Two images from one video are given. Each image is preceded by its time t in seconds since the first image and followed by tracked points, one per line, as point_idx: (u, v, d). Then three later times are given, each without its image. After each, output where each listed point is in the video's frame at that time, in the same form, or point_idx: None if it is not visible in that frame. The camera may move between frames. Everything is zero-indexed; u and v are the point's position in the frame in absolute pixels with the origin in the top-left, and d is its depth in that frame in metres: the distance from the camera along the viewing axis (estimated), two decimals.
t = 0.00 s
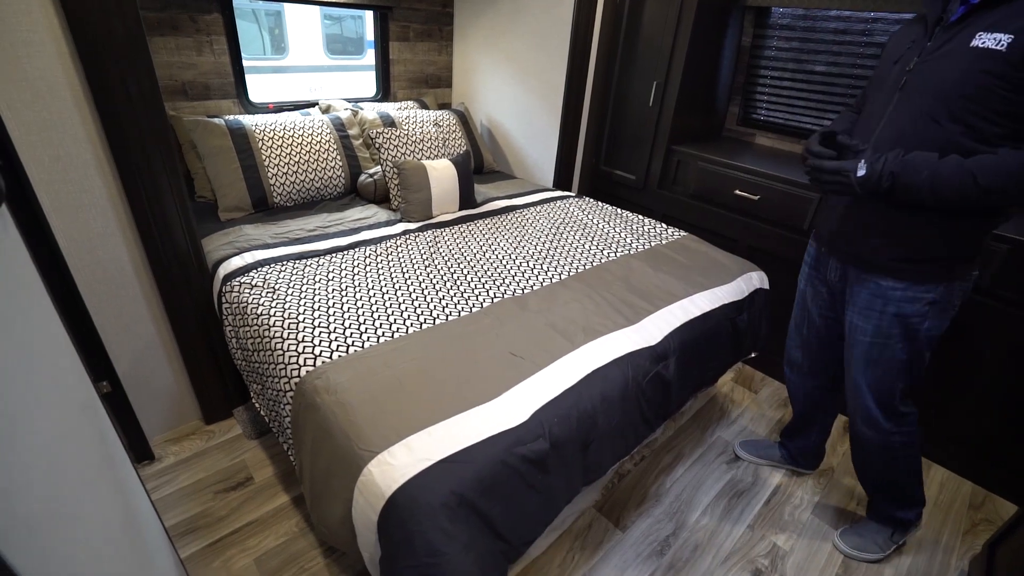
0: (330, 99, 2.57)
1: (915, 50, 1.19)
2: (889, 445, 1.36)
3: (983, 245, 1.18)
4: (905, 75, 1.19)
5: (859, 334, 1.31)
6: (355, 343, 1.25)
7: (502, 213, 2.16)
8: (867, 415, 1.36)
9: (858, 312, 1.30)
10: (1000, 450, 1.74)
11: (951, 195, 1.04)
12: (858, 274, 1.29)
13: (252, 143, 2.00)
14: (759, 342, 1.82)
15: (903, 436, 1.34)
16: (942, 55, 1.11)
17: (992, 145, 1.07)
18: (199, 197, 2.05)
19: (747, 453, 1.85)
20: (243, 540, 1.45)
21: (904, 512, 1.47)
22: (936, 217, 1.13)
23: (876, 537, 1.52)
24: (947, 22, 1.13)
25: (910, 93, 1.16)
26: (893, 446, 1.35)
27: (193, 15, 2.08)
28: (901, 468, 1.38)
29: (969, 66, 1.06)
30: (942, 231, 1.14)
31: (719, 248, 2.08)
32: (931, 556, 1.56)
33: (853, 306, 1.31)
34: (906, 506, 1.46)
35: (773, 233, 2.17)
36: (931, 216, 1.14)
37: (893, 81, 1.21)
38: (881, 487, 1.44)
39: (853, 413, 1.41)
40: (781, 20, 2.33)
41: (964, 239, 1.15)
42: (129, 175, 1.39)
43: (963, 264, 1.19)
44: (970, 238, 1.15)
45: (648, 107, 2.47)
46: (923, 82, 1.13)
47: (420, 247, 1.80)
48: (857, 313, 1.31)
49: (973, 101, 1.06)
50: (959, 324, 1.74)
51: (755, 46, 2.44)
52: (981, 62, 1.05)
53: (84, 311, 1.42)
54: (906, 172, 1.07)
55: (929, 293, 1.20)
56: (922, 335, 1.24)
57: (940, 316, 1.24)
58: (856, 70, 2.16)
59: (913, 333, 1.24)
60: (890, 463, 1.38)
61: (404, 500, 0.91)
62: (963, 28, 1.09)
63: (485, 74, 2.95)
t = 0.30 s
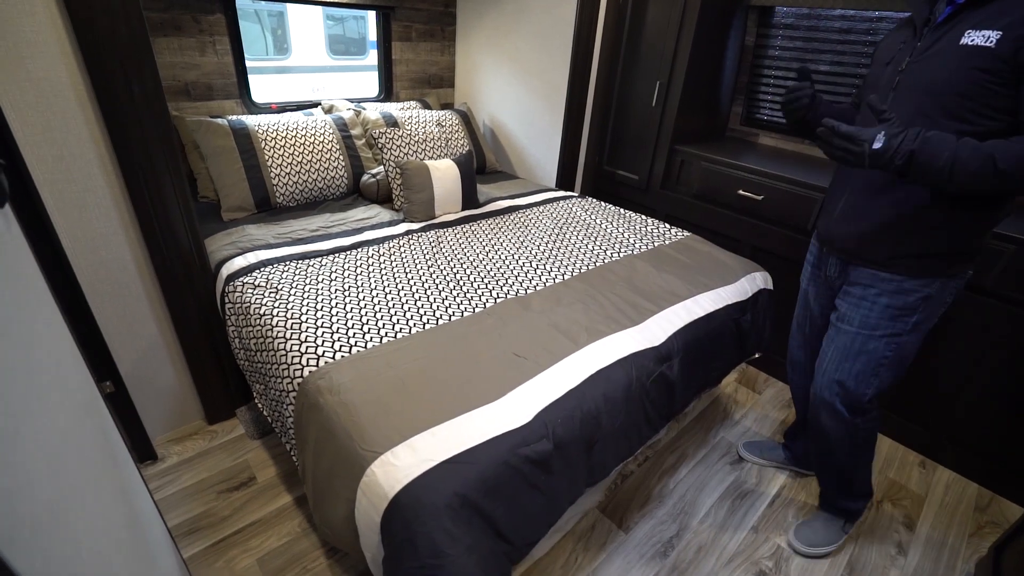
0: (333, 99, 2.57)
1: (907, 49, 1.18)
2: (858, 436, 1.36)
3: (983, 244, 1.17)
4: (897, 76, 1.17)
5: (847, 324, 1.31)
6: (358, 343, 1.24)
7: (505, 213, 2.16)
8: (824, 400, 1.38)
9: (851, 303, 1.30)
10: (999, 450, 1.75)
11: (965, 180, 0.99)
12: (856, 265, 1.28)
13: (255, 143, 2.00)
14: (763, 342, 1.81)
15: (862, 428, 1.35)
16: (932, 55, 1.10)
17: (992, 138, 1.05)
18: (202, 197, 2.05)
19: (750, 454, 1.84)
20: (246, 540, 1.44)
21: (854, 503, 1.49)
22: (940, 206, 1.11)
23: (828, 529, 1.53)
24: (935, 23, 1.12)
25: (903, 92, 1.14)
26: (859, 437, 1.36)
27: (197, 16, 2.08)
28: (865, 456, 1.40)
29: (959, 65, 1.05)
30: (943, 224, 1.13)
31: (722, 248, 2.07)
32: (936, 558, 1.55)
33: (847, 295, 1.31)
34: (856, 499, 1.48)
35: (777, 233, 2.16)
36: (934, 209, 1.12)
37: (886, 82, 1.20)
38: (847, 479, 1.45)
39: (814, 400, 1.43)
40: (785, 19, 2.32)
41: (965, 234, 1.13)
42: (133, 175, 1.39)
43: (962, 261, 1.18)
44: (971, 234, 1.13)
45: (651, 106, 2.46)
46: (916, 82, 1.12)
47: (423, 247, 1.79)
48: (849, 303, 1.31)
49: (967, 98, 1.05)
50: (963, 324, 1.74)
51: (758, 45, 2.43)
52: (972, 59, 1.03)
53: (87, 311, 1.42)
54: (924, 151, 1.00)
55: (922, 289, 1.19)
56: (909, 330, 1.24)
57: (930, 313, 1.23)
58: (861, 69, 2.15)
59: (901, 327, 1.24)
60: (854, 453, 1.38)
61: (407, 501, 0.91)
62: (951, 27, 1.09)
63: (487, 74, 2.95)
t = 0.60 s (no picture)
0: (335, 100, 2.57)
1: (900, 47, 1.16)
2: (829, 441, 1.33)
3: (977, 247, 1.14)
4: (889, 76, 1.16)
5: (836, 324, 1.27)
6: (360, 343, 1.25)
7: (507, 213, 2.16)
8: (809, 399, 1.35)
9: (839, 302, 1.26)
10: (999, 450, 1.75)
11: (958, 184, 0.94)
12: (847, 265, 1.25)
13: (257, 143, 2.00)
14: (764, 342, 1.80)
15: (834, 432, 1.32)
16: (919, 55, 1.08)
17: (979, 141, 1.04)
18: (205, 197, 2.06)
19: (752, 454, 1.84)
20: (247, 540, 1.45)
21: (781, 516, 1.45)
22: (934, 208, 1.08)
23: (738, 532, 1.51)
24: (927, 22, 1.10)
25: (892, 93, 1.13)
26: (832, 443, 1.33)
27: (199, 16, 2.09)
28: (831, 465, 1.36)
29: (944, 65, 1.03)
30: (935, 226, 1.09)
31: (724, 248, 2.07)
32: (939, 560, 1.54)
33: (837, 294, 1.27)
34: (784, 510, 1.44)
35: (779, 233, 2.15)
36: (927, 211, 1.09)
37: (877, 83, 1.19)
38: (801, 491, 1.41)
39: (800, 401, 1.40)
40: (787, 19, 2.31)
41: (957, 238, 1.10)
42: (135, 175, 1.39)
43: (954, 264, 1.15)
44: (964, 237, 1.10)
45: (653, 106, 2.46)
46: (903, 83, 1.10)
47: (424, 247, 1.80)
48: (839, 304, 1.27)
49: (952, 100, 1.03)
50: (964, 324, 1.73)
51: (760, 45, 2.43)
52: (956, 60, 1.01)
53: (90, 310, 1.42)
54: (917, 157, 0.95)
55: (911, 291, 1.16)
56: (896, 333, 1.20)
57: (919, 316, 1.19)
58: (863, 68, 2.14)
59: (890, 330, 1.20)
60: (822, 460, 1.35)
61: (408, 501, 0.91)
62: (941, 26, 1.07)
63: (489, 74, 2.95)
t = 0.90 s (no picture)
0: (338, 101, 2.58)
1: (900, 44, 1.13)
2: (801, 443, 1.33)
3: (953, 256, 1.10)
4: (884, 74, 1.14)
5: (808, 326, 1.27)
6: (362, 343, 1.25)
7: (509, 214, 2.16)
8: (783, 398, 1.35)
9: (813, 305, 1.26)
10: (999, 450, 1.74)
11: (924, 178, 0.92)
12: (824, 265, 1.24)
13: (260, 144, 2.01)
14: (767, 343, 1.80)
15: (804, 435, 1.32)
16: (912, 54, 1.05)
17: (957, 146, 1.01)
18: (208, 198, 2.06)
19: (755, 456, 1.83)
20: (250, 540, 1.45)
21: (771, 516, 1.47)
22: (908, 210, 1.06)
23: (729, 527, 1.54)
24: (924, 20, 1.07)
25: (881, 92, 1.11)
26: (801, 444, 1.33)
27: (203, 18, 2.10)
28: (809, 468, 1.36)
29: (929, 66, 1.01)
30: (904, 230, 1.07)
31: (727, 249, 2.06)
32: (943, 563, 1.54)
33: (812, 296, 1.27)
34: (773, 510, 1.46)
35: (781, 234, 2.15)
36: (899, 215, 1.07)
37: (873, 81, 1.16)
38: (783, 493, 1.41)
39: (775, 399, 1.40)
40: (790, 19, 2.31)
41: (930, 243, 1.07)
42: (139, 176, 1.40)
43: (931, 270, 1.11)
44: (939, 243, 1.07)
45: (655, 107, 2.46)
46: (891, 82, 1.08)
47: (426, 247, 1.80)
48: (813, 306, 1.26)
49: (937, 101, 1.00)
50: (965, 324, 1.73)
51: (764, 46, 2.43)
52: (943, 60, 0.99)
53: (93, 311, 1.42)
54: (886, 144, 0.94)
55: (880, 297, 1.13)
56: (866, 338, 1.18)
57: (891, 323, 1.17)
58: (866, 69, 2.13)
59: (859, 335, 1.18)
60: (799, 462, 1.35)
61: (410, 502, 0.91)
62: (935, 25, 1.04)
63: (491, 75, 2.95)
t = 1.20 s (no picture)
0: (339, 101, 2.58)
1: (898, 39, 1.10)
2: (789, 448, 1.33)
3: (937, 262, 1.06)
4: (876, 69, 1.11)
5: (791, 332, 1.27)
6: (363, 344, 1.25)
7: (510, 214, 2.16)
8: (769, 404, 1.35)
9: (796, 311, 1.26)
10: (999, 450, 1.74)
11: (881, 181, 0.94)
12: (807, 269, 1.23)
13: (260, 145, 2.01)
14: (769, 344, 1.79)
15: (793, 441, 1.31)
16: (903, 48, 1.02)
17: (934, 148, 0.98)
18: (210, 199, 2.07)
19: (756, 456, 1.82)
20: (251, 540, 1.45)
21: (769, 518, 1.47)
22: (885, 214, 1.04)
23: (729, 527, 1.54)
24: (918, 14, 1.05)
25: (869, 88, 1.08)
26: (789, 449, 1.33)
27: (204, 18, 2.10)
28: (802, 472, 1.35)
29: (914, 59, 0.98)
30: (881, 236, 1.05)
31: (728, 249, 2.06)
32: (945, 564, 1.53)
33: (795, 301, 1.26)
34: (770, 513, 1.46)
35: (782, 234, 2.15)
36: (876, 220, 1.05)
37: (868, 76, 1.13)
38: (775, 497, 1.41)
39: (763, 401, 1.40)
40: (792, 19, 2.31)
41: (910, 249, 1.04)
42: (140, 176, 1.40)
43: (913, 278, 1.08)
44: (920, 249, 1.04)
45: (656, 107, 2.45)
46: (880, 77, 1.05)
47: (426, 248, 1.80)
48: (796, 313, 1.26)
49: (917, 98, 0.97)
50: (965, 324, 1.72)
51: (765, 45, 2.43)
52: (925, 55, 0.96)
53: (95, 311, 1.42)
54: (835, 148, 0.97)
55: (859, 303, 1.12)
56: (847, 346, 1.17)
57: (872, 332, 1.15)
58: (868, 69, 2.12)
59: (838, 342, 1.17)
60: (790, 466, 1.35)
61: (410, 502, 0.91)
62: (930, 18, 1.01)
63: (492, 75, 2.95)
